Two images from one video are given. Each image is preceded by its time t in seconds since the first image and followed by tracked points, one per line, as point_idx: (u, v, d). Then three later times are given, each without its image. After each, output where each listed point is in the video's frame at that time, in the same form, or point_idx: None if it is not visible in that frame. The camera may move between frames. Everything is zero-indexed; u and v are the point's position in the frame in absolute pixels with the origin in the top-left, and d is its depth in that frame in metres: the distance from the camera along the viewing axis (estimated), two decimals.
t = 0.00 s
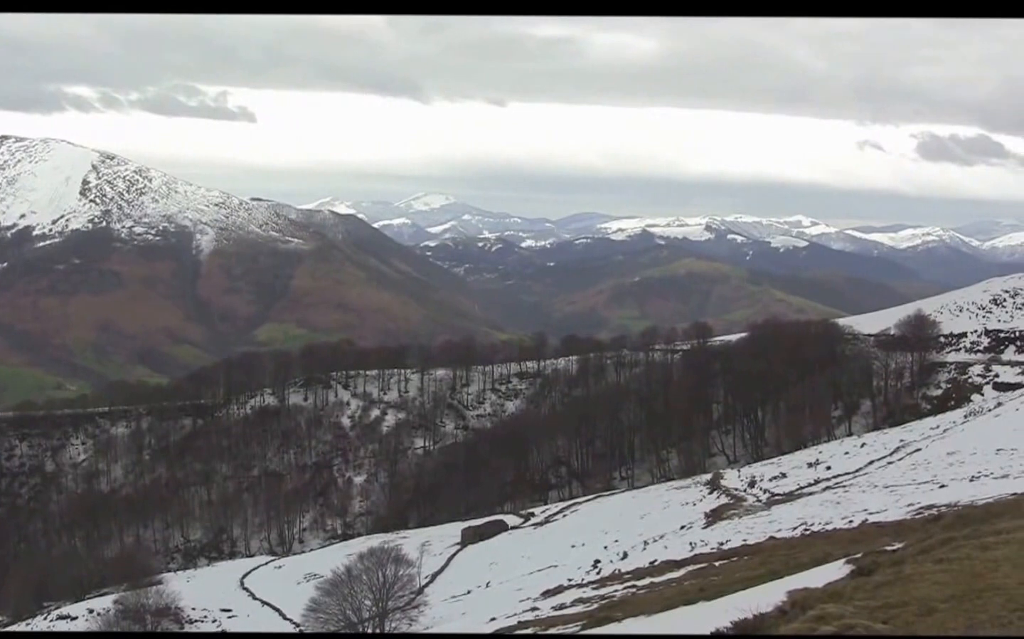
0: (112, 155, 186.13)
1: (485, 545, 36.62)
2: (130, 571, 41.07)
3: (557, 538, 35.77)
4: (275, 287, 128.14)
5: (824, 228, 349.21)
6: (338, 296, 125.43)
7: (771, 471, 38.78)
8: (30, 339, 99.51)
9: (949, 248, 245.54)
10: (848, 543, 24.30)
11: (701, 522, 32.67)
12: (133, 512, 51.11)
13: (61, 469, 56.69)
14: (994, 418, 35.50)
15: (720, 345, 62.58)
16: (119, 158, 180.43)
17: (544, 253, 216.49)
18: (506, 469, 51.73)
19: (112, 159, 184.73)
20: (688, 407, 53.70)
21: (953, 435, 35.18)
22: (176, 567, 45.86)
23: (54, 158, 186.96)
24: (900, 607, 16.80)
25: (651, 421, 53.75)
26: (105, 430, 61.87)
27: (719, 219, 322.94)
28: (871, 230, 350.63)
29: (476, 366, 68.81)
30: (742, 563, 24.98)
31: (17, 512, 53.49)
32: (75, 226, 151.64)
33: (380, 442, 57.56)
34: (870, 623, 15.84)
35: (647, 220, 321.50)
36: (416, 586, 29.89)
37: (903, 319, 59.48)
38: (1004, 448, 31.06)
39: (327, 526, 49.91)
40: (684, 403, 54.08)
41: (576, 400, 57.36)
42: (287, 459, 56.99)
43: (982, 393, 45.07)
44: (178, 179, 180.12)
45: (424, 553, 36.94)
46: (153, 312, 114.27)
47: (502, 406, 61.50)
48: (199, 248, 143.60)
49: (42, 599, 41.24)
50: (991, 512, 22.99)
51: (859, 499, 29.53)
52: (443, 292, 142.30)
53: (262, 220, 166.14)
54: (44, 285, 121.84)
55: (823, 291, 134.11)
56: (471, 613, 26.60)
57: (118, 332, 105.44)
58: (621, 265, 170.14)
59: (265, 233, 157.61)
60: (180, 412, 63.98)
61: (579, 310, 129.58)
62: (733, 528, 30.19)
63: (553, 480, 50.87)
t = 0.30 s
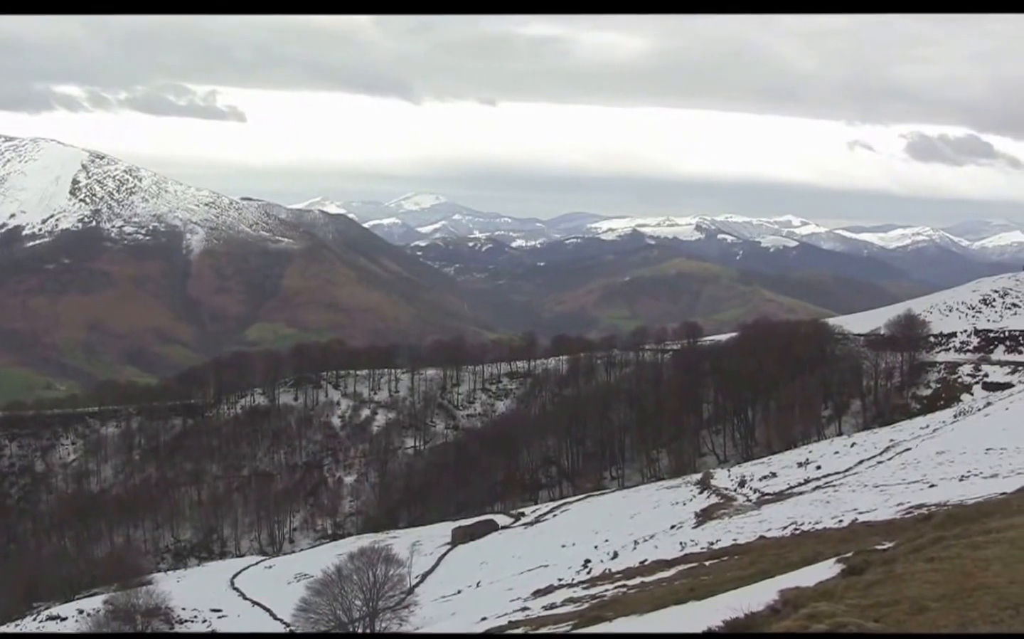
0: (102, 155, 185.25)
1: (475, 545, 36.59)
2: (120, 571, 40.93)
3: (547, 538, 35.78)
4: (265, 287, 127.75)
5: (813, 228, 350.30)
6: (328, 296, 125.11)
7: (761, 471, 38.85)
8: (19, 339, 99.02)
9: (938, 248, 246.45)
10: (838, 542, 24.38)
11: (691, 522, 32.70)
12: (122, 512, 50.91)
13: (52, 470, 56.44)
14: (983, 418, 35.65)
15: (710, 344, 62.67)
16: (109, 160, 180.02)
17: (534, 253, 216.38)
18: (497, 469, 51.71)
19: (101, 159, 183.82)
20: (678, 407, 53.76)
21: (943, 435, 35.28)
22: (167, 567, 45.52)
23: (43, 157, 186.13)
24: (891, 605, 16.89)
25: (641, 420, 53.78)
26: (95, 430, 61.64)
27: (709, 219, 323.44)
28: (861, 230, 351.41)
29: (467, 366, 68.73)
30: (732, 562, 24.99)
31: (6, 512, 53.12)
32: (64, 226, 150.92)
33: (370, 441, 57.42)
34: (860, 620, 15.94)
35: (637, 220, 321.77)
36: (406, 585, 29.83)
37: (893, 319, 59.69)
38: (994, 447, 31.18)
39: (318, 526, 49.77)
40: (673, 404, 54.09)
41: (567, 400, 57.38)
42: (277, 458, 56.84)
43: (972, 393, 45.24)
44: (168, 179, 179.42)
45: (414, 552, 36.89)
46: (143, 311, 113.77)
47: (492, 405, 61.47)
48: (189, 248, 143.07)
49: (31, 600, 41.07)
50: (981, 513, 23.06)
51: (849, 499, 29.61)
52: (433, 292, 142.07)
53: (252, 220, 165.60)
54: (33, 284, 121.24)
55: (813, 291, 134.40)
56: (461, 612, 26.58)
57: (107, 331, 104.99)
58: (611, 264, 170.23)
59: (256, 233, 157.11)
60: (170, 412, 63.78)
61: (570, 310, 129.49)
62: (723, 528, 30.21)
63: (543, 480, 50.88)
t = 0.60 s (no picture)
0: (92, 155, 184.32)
1: (466, 545, 36.45)
2: (110, 571, 40.65)
3: (537, 537, 35.65)
4: (256, 287, 127.28)
5: (803, 228, 351.32)
6: (318, 296, 124.72)
7: (751, 471, 38.80)
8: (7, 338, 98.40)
9: (927, 248, 247.40)
10: (828, 542, 24.32)
11: (682, 521, 32.59)
12: (112, 512, 50.57)
13: (41, 470, 56.07)
14: (972, 418, 35.68)
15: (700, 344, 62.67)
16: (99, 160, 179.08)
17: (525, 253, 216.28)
18: (487, 469, 51.59)
19: (91, 159, 182.87)
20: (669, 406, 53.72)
21: (932, 434, 35.31)
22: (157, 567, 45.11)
23: (32, 157, 185.04)
24: (882, 604, 16.84)
25: (631, 420, 53.75)
26: (85, 430, 61.27)
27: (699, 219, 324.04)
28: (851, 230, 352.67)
29: (457, 366, 68.56)
30: (723, 562, 24.91)
31: None
32: (53, 225, 150.07)
33: (360, 441, 57.19)
34: (851, 620, 15.89)
35: (627, 220, 322.12)
36: (396, 585, 29.63)
37: (883, 319, 59.82)
38: (983, 447, 31.19)
39: (308, 526, 49.52)
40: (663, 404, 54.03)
41: (557, 400, 57.27)
42: (267, 459, 56.55)
43: (961, 393, 45.30)
44: (158, 179, 178.59)
45: (404, 552, 36.70)
46: (133, 312, 113.22)
47: (482, 405, 61.31)
48: (178, 247, 142.48)
49: (19, 600, 40.73)
50: (971, 512, 23.05)
51: (839, 499, 29.55)
52: (424, 292, 141.79)
53: (242, 220, 165.00)
54: (22, 284, 120.54)
55: (803, 291, 134.62)
56: (452, 612, 26.42)
57: (97, 331, 104.43)
58: (602, 264, 170.28)
59: (246, 233, 156.52)
60: (160, 412, 63.43)
61: (560, 310, 129.41)
62: (714, 528, 30.14)
63: (533, 480, 50.76)
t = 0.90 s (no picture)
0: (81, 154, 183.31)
1: (456, 545, 36.29)
2: (101, 571, 40.34)
3: (528, 538, 35.52)
4: (245, 287, 126.74)
5: (793, 228, 352.39)
6: (308, 296, 124.36)
7: (741, 471, 38.78)
8: None
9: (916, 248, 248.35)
10: (818, 542, 24.27)
11: (671, 521, 32.51)
12: (101, 512, 50.22)
13: (31, 470, 55.65)
14: (961, 418, 35.74)
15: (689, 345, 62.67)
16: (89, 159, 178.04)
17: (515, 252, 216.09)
18: (477, 469, 51.46)
19: (80, 158, 181.90)
20: (659, 405, 53.68)
21: (922, 434, 35.34)
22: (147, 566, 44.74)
23: (21, 156, 183.99)
24: (872, 604, 16.80)
25: (621, 420, 53.67)
26: (75, 430, 60.88)
27: (689, 219, 324.50)
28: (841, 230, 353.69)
29: (447, 366, 68.39)
30: (714, 561, 24.84)
31: None
32: (42, 225, 149.11)
33: (350, 441, 56.95)
34: (840, 619, 15.84)
35: (618, 220, 322.45)
36: (386, 585, 29.45)
37: (873, 319, 59.96)
38: (972, 447, 31.20)
39: (298, 526, 49.26)
40: (653, 404, 54.00)
41: (547, 400, 57.18)
42: (257, 459, 56.26)
43: (950, 393, 45.36)
44: (147, 178, 177.77)
45: (394, 552, 36.52)
46: (122, 312, 112.56)
47: (472, 405, 61.14)
48: (168, 247, 141.84)
49: (8, 600, 40.37)
50: (961, 512, 23.02)
51: (829, 499, 29.54)
52: (414, 293, 141.48)
53: (232, 220, 164.35)
54: (11, 284, 119.72)
55: (793, 291, 134.98)
56: (442, 612, 26.27)
57: (86, 330, 103.79)
58: (592, 264, 170.36)
59: (235, 233, 155.89)
60: (149, 412, 63.06)
61: (550, 310, 129.32)
62: (704, 527, 30.08)
63: (523, 480, 50.64)
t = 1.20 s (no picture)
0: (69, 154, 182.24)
1: (445, 545, 36.14)
2: (89, 571, 40.06)
3: (516, 538, 35.41)
4: (234, 287, 126.22)
5: (781, 228, 353.75)
6: (297, 296, 123.94)
7: (730, 471, 38.80)
8: None
9: (904, 248, 249.57)
10: (807, 541, 24.25)
11: (660, 521, 32.46)
12: (89, 513, 49.86)
13: (18, 471, 55.21)
14: (950, 418, 35.84)
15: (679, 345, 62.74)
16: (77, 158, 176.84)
17: (504, 253, 216.00)
18: (466, 468, 51.30)
19: (68, 158, 180.88)
20: (648, 405, 53.69)
21: (910, 435, 35.42)
22: (136, 568, 44.50)
23: (9, 156, 182.79)
24: (861, 604, 16.73)
25: (610, 420, 53.59)
26: (63, 431, 60.46)
27: (678, 220, 325.28)
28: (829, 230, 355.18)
29: (436, 367, 68.24)
30: (703, 562, 24.78)
31: None
32: (29, 225, 148.15)
33: (339, 442, 56.72)
34: (831, 620, 15.77)
35: (607, 220, 322.84)
36: (375, 586, 29.27)
37: (862, 319, 60.15)
38: (961, 447, 31.25)
39: (286, 526, 49.01)
40: (642, 404, 53.99)
41: (536, 400, 57.11)
42: (245, 459, 55.98)
43: (939, 393, 45.49)
44: (135, 178, 176.87)
45: (383, 552, 36.35)
46: (111, 312, 111.91)
47: (461, 405, 61.00)
48: (156, 247, 141.15)
49: None
50: (951, 511, 23.02)
51: (818, 499, 29.54)
52: (403, 293, 141.25)
53: (221, 220, 163.67)
54: None
55: (781, 291, 135.46)
56: (432, 612, 26.14)
57: (74, 330, 103.11)
58: (581, 264, 170.42)
59: (224, 232, 155.28)
60: (138, 412, 62.66)
61: (539, 310, 129.35)
62: (693, 528, 30.04)
63: (512, 480, 50.54)
